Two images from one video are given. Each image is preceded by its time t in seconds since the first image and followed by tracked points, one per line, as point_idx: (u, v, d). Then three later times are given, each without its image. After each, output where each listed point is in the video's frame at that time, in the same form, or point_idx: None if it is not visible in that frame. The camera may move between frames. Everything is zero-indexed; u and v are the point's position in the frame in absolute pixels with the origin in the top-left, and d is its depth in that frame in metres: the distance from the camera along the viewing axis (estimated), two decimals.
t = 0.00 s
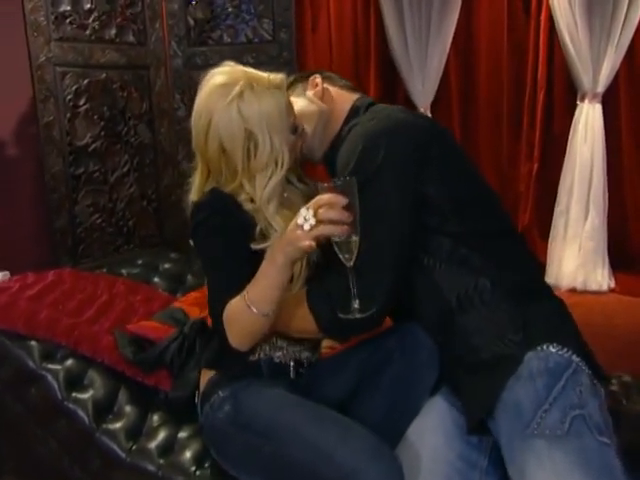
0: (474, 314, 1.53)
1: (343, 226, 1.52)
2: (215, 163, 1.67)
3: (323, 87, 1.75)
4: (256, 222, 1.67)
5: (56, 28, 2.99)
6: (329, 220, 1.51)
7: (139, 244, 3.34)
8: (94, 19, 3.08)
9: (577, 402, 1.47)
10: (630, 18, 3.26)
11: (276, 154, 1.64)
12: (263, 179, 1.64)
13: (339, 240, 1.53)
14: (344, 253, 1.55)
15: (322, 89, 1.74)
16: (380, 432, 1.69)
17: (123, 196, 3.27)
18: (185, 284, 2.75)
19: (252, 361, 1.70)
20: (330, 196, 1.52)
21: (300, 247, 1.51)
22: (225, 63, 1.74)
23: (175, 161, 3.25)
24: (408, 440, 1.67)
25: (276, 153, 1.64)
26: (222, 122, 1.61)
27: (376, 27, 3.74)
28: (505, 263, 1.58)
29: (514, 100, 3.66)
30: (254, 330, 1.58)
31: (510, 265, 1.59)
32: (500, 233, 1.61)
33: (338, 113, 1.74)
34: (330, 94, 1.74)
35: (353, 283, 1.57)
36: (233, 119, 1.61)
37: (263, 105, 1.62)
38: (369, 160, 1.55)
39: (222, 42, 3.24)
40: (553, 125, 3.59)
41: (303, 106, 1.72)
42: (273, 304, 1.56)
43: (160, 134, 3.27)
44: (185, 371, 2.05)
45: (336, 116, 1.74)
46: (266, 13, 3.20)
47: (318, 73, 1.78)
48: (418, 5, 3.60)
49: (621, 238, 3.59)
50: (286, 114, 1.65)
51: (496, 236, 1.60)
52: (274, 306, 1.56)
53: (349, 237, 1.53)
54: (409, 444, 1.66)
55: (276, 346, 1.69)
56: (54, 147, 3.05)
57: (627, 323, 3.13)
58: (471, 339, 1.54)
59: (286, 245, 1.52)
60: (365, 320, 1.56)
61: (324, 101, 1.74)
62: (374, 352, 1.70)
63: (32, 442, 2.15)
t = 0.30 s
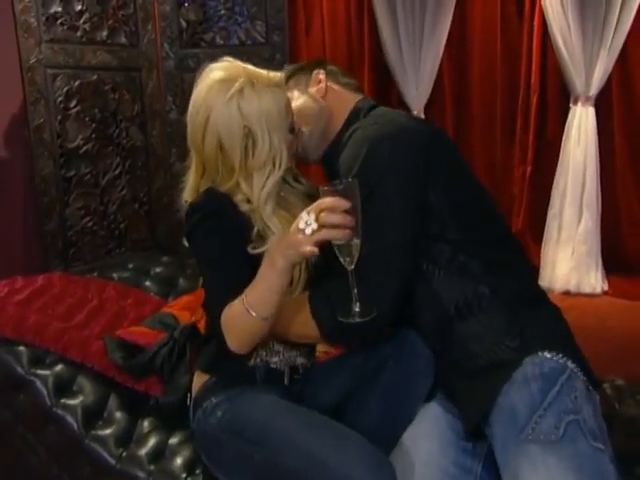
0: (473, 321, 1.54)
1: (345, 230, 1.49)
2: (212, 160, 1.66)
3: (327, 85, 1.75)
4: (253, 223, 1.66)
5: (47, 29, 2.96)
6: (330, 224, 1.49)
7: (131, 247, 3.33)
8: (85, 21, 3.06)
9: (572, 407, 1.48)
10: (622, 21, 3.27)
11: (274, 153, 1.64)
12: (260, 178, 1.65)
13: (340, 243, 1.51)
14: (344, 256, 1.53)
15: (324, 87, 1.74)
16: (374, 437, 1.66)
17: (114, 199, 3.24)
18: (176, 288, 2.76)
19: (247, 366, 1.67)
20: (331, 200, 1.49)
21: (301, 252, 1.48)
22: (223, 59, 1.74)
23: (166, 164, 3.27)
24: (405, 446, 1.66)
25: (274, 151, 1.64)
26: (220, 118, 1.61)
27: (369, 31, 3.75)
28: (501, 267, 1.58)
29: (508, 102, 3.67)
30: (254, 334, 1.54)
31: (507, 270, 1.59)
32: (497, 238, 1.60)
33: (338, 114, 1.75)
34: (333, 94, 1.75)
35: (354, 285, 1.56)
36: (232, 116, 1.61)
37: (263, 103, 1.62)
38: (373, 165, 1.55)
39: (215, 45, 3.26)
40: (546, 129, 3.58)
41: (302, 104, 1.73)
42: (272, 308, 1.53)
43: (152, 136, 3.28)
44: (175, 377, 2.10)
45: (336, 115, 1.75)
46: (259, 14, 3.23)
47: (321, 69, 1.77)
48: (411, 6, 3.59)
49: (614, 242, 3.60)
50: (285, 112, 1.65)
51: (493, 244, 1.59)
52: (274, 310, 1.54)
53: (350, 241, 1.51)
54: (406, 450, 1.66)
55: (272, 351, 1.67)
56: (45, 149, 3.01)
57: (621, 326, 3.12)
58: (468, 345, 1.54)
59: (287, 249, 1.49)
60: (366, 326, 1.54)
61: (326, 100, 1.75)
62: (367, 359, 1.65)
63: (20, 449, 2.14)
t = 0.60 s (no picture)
0: (476, 331, 1.53)
1: (353, 236, 1.45)
2: (209, 159, 1.64)
3: (335, 83, 1.73)
4: (249, 224, 1.65)
5: (40, 32, 2.93)
6: (338, 230, 1.44)
7: (125, 252, 3.31)
8: (79, 24, 3.04)
9: (573, 414, 1.46)
10: (620, 22, 3.25)
11: (273, 151, 1.64)
12: (259, 177, 1.64)
13: (345, 251, 1.46)
14: (350, 263, 1.48)
15: (332, 85, 1.72)
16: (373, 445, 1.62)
17: (109, 203, 3.22)
18: (172, 293, 2.76)
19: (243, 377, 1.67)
20: (340, 206, 1.44)
21: (310, 258, 1.45)
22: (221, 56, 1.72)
23: (162, 168, 3.32)
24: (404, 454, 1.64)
25: (273, 149, 1.64)
26: (219, 115, 1.59)
27: (365, 33, 3.72)
28: (502, 273, 1.58)
29: (505, 105, 3.65)
30: (252, 337, 1.51)
31: (508, 276, 1.58)
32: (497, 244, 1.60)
33: (341, 117, 1.73)
34: (340, 95, 1.73)
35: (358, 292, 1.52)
36: (231, 112, 1.59)
37: (262, 100, 1.61)
38: (380, 174, 1.51)
39: (210, 48, 3.31)
40: (544, 130, 3.56)
41: (305, 102, 1.71)
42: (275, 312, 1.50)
43: (147, 140, 3.28)
44: (170, 385, 2.07)
45: (339, 116, 1.73)
46: (255, 18, 3.29)
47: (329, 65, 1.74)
48: (407, 9, 3.58)
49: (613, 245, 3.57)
50: (284, 110, 1.66)
51: (494, 251, 1.59)
52: (276, 314, 1.51)
53: (357, 248, 1.46)
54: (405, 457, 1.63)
55: (267, 360, 1.68)
56: (38, 153, 2.97)
57: (620, 330, 3.10)
58: (470, 350, 1.53)
59: (291, 253, 1.47)
60: (370, 334, 1.50)
61: (331, 100, 1.73)
62: (364, 367, 1.62)
63: (13, 456, 2.15)
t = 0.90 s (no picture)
0: (486, 343, 1.50)
1: (360, 237, 1.41)
2: (205, 165, 1.62)
3: (348, 87, 1.72)
4: (248, 227, 1.61)
5: (36, 37, 2.92)
6: (344, 231, 1.41)
7: (121, 259, 3.28)
8: (75, 29, 3.03)
9: (579, 424, 1.45)
10: (619, 27, 3.23)
11: (268, 151, 1.62)
12: (257, 178, 1.62)
13: (352, 251, 1.43)
14: (356, 265, 1.45)
15: (343, 88, 1.71)
16: (371, 457, 1.57)
17: (105, 209, 3.19)
18: (169, 301, 2.73)
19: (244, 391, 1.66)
20: (347, 205, 1.41)
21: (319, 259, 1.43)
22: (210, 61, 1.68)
23: (159, 174, 3.31)
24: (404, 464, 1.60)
25: (269, 149, 1.62)
26: (210, 119, 1.58)
27: (363, 37, 3.69)
28: (510, 285, 1.54)
29: (505, 109, 3.62)
30: (254, 339, 1.48)
31: (515, 286, 1.55)
32: (502, 253, 1.57)
33: (349, 123, 1.72)
34: (351, 99, 1.72)
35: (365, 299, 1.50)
36: (222, 116, 1.58)
37: (252, 101, 1.60)
38: (392, 183, 1.48)
39: (208, 53, 3.27)
40: (543, 132, 3.53)
41: (310, 103, 1.71)
42: (277, 314, 1.47)
43: (143, 146, 3.28)
44: (166, 394, 2.02)
45: (347, 119, 1.72)
46: (252, 23, 3.22)
47: (342, 66, 1.73)
48: (406, 11, 3.56)
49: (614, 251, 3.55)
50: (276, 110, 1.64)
51: (503, 261, 1.56)
52: (278, 317, 1.48)
53: (363, 249, 1.43)
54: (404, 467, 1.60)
55: (265, 372, 1.68)
56: (33, 159, 2.95)
57: (620, 337, 3.07)
58: (475, 359, 1.50)
59: (296, 255, 1.44)
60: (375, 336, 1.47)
61: (341, 104, 1.72)
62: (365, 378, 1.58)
63: (8, 467, 2.12)
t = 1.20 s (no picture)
0: (488, 355, 1.47)
1: (361, 248, 1.34)
2: (200, 172, 1.60)
3: (355, 96, 1.69)
4: (245, 235, 1.57)
5: (28, 42, 2.88)
6: (344, 241, 1.34)
7: (115, 267, 3.24)
8: (68, 33, 3.00)
9: (584, 436, 1.40)
10: (617, 33, 3.22)
11: (259, 151, 1.58)
12: (250, 181, 1.58)
13: (351, 262, 1.36)
14: (355, 274, 1.39)
15: (350, 95, 1.69)
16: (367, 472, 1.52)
17: (98, 216, 3.15)
18: (162, 309, 2.69)
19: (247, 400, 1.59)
20: (345, 217, 1.34)
21: (314, 270, 1.37)
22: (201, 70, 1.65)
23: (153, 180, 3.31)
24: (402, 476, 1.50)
25: (259, 149, 1.58)
26: (199, 127, 1.55)
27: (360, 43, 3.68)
28: (521, 295, 1.53)
29: (503, 115, 3.59)
30: (252, 347, 1.44)
31: (526, 298, 1.53)
32: (505, 262, 1.54)
33: (355, 132, 1.69)
34: (357, 109, 1.69)
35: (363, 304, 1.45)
36: (210, 124, 1.55)
37: (238, 106, 1.55)
38: (407, 201, 1.41)
39: (202, 58, 3.24)
40: (542, 136, 3.50)
41: (314, 110, 1.72)
42: (275, 325, 1.43)
43: (137, 152, 3.26)
44: (160, 405, 1.99)
45: (355, 128, 1.69)
46: (247, 27, 3.17)
47: (349, 71, 1.70)
48: (403, 17, 3.54)
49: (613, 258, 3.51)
50: (265, 111, 1.59)
51: (509, 273, 1.53)
52: (274, 328, 1.43)
53: (363, 258, 1.36)
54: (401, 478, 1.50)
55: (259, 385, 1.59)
56: (25, 166, 2.90)
57: (621, 345, 3.03)
58: (474, 368, 1.47)
59: (296, 266, 1.38)
60: (375, 347, 1.39)
61: (346, 115, 1.69)
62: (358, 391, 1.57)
63: None
